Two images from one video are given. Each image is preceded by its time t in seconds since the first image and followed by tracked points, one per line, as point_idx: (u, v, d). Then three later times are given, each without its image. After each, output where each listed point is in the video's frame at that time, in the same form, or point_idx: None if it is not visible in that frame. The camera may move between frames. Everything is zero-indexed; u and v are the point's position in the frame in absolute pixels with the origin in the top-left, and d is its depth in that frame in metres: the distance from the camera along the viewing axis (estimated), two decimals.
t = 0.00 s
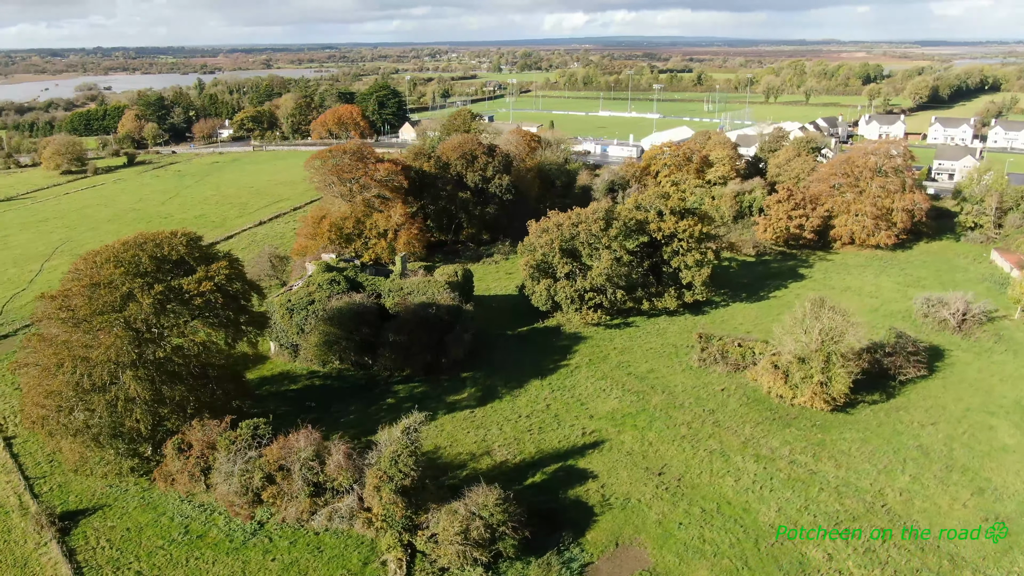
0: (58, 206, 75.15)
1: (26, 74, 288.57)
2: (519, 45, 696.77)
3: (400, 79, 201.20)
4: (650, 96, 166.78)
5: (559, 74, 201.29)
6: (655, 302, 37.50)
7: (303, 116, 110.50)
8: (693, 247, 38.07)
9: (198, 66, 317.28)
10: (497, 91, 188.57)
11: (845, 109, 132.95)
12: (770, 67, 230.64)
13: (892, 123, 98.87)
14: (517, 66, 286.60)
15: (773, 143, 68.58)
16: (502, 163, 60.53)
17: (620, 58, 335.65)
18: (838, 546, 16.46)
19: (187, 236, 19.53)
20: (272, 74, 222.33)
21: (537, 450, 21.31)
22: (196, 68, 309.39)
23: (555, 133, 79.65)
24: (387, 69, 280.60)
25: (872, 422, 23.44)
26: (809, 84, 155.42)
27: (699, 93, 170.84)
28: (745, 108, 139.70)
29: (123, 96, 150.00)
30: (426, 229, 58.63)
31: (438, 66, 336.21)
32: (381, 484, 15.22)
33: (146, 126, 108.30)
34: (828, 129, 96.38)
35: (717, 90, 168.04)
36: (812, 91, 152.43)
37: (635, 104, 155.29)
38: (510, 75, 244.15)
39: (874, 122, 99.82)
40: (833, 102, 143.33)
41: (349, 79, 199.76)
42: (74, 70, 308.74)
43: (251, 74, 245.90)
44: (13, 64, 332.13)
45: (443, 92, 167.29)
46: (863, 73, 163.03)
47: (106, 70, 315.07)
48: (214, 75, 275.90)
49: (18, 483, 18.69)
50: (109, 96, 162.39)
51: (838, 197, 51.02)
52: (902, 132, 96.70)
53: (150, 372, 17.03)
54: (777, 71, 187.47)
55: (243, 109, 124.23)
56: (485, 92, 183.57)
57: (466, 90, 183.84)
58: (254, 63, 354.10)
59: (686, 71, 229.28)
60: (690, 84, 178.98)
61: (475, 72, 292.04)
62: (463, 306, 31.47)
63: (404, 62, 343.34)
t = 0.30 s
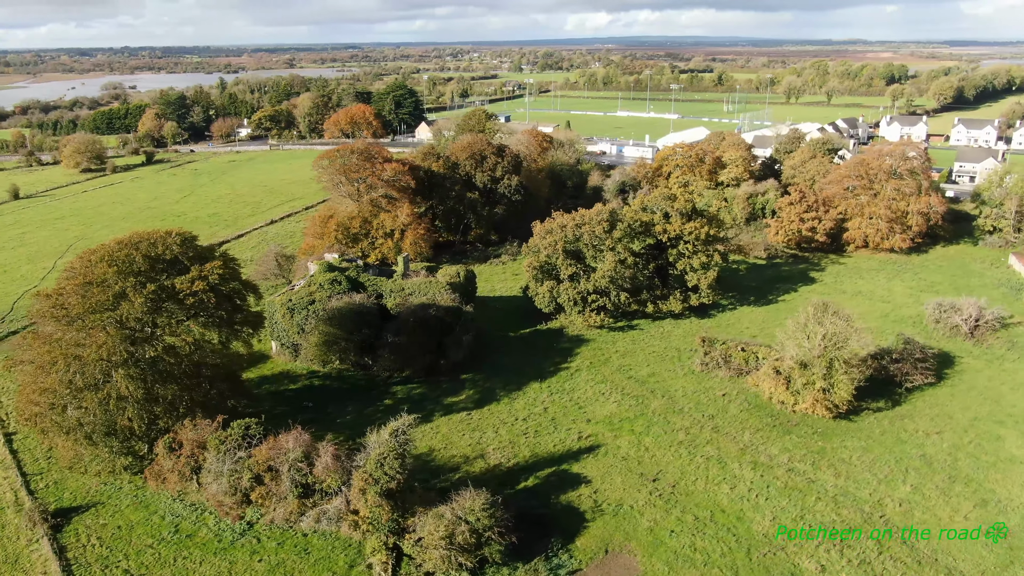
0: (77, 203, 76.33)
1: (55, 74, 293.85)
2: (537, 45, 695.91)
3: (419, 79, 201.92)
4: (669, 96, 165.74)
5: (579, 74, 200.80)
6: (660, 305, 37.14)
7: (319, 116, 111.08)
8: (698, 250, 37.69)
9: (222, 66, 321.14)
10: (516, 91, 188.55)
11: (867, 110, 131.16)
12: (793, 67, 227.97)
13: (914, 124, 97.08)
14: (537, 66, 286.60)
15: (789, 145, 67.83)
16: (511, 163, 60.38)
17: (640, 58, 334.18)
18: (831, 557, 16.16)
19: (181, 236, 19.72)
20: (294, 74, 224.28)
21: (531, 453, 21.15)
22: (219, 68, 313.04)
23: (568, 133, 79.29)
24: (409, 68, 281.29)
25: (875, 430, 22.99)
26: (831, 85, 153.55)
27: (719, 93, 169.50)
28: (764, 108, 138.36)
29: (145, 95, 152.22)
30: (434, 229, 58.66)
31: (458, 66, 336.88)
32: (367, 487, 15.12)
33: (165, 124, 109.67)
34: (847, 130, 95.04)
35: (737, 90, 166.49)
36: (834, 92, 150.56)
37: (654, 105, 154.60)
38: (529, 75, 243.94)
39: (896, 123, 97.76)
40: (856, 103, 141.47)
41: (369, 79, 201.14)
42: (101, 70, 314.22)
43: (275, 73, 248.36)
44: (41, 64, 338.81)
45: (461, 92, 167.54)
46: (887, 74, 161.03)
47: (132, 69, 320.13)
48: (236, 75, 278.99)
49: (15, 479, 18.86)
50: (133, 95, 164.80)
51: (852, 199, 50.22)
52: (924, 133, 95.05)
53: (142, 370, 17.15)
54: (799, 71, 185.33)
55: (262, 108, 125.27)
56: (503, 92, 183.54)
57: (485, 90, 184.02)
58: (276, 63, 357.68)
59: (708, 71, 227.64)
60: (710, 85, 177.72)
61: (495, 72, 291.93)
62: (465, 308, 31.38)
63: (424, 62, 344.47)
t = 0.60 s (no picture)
0: (96, 201, 77.51)
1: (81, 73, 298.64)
2: (555, 45, 694.16)
3: (439, 79, 202.50)
4: (688, 96, 164.47)
5: (598, 74, 200.28)
6: (664, 307, 36.74)
7: (336, 115, 111.80)
8: (704, 252, 37.26)
9: (244, 65, 324.46)
10: (534, 91, 188.51)
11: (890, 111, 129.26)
12: (816, 67, 225.18)
13: (936, 125, 95.11)
14: (557, 66, 286.43)
15: (804, 146, 66.97)
16: (520, 164, 60.26)
17: (659, 58, 332.25)
18: (825, 568, 15.88)
19: (176, 235, 19.91)
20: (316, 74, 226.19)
21: (525, 457, 20.98)
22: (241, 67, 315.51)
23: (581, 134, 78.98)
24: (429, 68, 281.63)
25: (877, 438, 22.55)
26: (853, 86, 151.60)
27: (739, 93, 167.94)
28: (784, 108, 136.84)
29: (168, 94, 154.23)
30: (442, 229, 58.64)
31: (478, 66, 336.92)
32: (352, 490, 15.02)
33: (184, 123, 110.94)
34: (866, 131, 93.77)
35: (757, 90, 164.78)
36: (856, 92, 148.57)
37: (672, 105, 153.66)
38: (548, 75, 243.56)
39: (917, 125, 95.78)
40: (878, 103, 139.48)
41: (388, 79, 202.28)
42: (125, 69, 318.99)
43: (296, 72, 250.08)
44: (83, 64, 345.06)
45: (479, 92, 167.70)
46: (911, 74, 158.75)
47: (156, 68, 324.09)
48: (258, 74, 281.37)
49: (12, 476, 19.05)
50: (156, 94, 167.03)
51: (866, 202, 49.39)
52: (947, 134, 93.25)
53: (133, 368, 17.25)
54: (821, 71, 182.96)
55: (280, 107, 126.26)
56: (521, 92, 183.26)
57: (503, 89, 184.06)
58: (297, 62, 360.13)
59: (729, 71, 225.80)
60: (730, 85, 176.32)
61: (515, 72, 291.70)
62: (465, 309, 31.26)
63: (444, 62, 344.87)
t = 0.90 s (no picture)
0: (114, 198, 78.66)
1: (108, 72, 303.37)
2: (573, 44, 692.25)
3: (458, 79, 203.10)
4: (707, 96, 163.16)
5: (618, 74, 199.54)
6: (669, 310, 36.37)
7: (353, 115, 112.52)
8: (711, 255, 36.84)
9: (267, 65, 327.42)
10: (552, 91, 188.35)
11: (913, 112, 127.26)
12: (840, 67, 222.06)
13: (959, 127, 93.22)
14: (578, 66, 285.99)
15: (820, 147, 66.12)
16: (529, 164, 60.25)
17: (680, 58, 330.06)
18: None
19: (171, 235, 20.06)
20: (337, 74, 227.48)
21: (519, 461, 20.82)
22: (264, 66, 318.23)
23: (594, 134, 78.61)
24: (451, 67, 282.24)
25: (880, 447, 22.11)
26: (876, 86, 149.52)
27: (760, 94, 166.24)
28: (805, 109, 135.34)
29: (191, 93, 156.23)
30: (450, 230, 58.61)
31: (499, 66, 337.16)
32: (337, 492, 14.93)
33: (203, 122, 112.15)
34: (886, 131, 92.55)
35: (778, 91, 162.99)
36: (879, 93, 146.45)
37: (691, 105, 152.61)
38: (568, 75, 242.94)
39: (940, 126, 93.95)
40: (901, 104, 137.34)
41: (408, 79, 203.24)
42: (152, 68, 323.50)
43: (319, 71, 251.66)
44: (108, 63, 349.88)
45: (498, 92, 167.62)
46: (936, 74, 156.20)
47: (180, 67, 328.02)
48: (287, 74, 283.47)
49: (10, 472, 19.26)
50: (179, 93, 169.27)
51: (880, 205, 48.50)
52: (970, 136, 91.35)
53: (126, 367, 17.35)
54: (845, 71, 180.50)
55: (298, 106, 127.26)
56: (540, 92, 182.87)
57: (522, 89, 183.94)
58: (319, 62, 363.00)
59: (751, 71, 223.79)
60: (751, 85, 174.77)
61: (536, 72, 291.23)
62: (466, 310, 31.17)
63: (465, 62, 345.64)
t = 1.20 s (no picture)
0: (133, 196, 79.82)
1: (134, 71, 307.90)
2: (593, 45, 690.42)
3: (477, 79, 203.34)
4: (727, 96, 161.72)
5: (638, 74, 198.45)
6: (674, 314, 36.02)
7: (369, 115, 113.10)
8: (717, 257, 36.42)
9: (289, 65, 330.30)
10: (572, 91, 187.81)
11: (937, 113, 124.90)
12: (864, 68, 218.85)
13: (984, 129, 91.34)
14: (598, 66, 285.14)
15: (836, 149, 65.33)
16: (538, 165, 60.12)
17: (700, 58, 327.55)
18: None
19: (167, 234, 20.19)
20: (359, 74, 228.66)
21: (513, 465, 20.69)
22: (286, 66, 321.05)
23: (608, 135, 78.11)
24: (471, 67, 282.32)
25: (882, 455, 21.67)
26: (900, 87, 147.00)
27: (781, 94, 164.38)
28: (826, 109, 133.54)
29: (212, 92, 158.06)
30: (459, 230, 58.60)
31: (519, 65, 336.83)
32: (322, 494, 14.88)
33: (222, 122, 113.34)
34: (907, 133, 91.06)
35: (799, 91, 160.99)
36: (903, 94, 143.98)
37: (711, 106, 151.32)
38: (587, 75, 242.05)
39: (963, 127, 92.10)
40: (926, 105, 134.91)
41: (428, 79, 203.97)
42: (176, 68, 327.73)
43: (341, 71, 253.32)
44: (133, 63, 353.72)
45: (516, 93, 167.55)
46: (963, 75, 153.29)
47: (204, 67, 332.00)
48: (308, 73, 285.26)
49: (8, 467, 19.50)
50: (201, 93, 171.24)
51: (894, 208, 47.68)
52: (995, 138, 89.36)
53: (118, 365, 17.46)
54: (869, 72, 177.65)
55: (316, 105, 128.13)
56: (558, 92, 182.38)
57: (541, 89, 183.58)
58: (339, 62, 365.50)
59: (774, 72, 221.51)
60: (773, 85, 172.77)
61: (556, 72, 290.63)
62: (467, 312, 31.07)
63: (486, 62, 345.69)
